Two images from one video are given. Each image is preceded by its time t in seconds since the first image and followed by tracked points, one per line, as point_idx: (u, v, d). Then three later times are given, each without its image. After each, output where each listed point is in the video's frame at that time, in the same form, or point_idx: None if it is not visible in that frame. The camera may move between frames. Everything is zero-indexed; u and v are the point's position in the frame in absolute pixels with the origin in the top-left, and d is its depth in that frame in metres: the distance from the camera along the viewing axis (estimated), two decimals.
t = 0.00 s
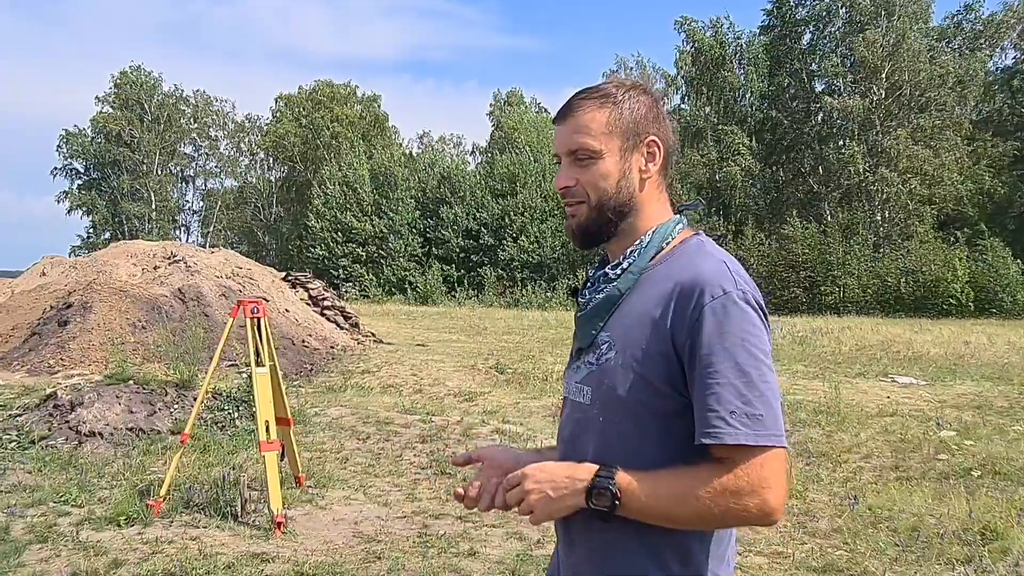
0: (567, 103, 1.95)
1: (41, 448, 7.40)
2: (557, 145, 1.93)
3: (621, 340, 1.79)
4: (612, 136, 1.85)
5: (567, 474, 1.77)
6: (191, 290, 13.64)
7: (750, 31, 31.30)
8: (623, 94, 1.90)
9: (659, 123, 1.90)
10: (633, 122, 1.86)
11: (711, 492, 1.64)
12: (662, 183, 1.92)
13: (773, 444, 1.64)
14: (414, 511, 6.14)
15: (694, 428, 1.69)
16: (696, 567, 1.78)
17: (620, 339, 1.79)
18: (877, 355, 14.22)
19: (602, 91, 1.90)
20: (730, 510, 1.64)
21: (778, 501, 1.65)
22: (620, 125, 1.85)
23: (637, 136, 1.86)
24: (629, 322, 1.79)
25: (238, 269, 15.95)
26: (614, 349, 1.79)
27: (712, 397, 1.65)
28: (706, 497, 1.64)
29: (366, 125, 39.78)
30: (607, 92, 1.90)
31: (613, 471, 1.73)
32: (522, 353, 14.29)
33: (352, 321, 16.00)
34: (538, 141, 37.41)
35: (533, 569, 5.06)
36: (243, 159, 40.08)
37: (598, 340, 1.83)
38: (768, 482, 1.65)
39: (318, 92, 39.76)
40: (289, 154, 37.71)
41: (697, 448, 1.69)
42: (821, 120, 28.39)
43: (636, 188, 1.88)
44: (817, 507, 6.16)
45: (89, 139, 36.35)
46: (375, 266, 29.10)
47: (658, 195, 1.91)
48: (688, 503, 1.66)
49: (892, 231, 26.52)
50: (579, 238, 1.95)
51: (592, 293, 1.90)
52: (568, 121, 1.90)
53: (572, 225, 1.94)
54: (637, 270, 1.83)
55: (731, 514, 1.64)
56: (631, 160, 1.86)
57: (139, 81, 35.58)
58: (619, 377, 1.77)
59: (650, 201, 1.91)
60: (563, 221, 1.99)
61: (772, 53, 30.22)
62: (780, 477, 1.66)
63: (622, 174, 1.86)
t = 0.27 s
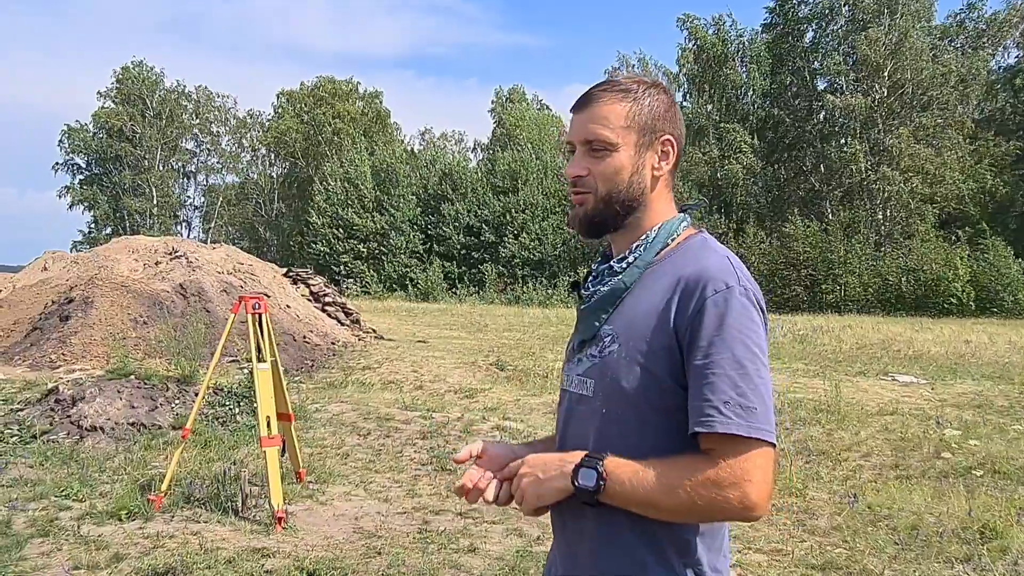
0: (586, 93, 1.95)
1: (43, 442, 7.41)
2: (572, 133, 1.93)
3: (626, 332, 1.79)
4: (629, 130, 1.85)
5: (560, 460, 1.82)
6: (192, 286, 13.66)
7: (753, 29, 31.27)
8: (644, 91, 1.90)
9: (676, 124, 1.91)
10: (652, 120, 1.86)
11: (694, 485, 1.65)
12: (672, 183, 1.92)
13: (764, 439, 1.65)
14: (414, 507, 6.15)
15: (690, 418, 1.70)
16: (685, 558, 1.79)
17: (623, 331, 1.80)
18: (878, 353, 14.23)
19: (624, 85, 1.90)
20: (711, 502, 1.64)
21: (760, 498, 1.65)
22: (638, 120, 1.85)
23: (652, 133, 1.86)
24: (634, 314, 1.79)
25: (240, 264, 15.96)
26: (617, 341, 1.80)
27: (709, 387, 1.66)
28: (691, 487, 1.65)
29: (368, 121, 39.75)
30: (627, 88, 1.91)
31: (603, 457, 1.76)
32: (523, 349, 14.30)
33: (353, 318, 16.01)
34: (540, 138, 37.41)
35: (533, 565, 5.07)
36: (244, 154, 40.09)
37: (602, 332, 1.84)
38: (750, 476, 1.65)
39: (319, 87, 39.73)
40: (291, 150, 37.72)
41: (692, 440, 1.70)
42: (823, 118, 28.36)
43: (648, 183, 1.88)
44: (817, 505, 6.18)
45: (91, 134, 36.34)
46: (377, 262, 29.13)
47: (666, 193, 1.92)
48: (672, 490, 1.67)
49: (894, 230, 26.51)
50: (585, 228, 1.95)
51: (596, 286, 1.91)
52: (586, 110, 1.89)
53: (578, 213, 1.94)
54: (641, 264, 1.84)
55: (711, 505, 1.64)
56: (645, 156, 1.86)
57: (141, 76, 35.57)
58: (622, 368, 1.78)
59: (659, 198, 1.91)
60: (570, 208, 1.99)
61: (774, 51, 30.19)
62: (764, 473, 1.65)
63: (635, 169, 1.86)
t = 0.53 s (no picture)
0: (596, 91, 1.94)
1: (47, 438, 7.44)
2: (580, 131, 1.93)
3: (632, 331, 1.80)
4: (636, 130, 1.85)
5: (568, 455, 1.79)
6: (196, 282, 13.69)
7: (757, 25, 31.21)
8: (651, 92, 1.90)
9: (683, 125, 1.91)
10: (658, 120, 1.87)
11: (711, 485, 1.65)
12: (678, 181, 1.92)
13: (774, 439, 1.66)
14: (417, 503, 6.17)
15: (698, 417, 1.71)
16: (691, 557, 1.80)
17: (628, 330, 1.80)
18: (881, 349, 14.23)
19: (634, 83, 1.90)
20: (727, 500, 1.65)
21: (773, 497, 1.66)
22: (646, 121, 1.86)
23: (658, 135, 1.86)
24: (639, 314, 1.80)
25: (243, 261, 15.98)
26: (624, 338, 1.80)
27: (718, 389, 1.66)
28: (705, 486, 1.65)
29: (371, 117, 39.74)
30: (637, 87, 1.90)
31: (616, 454, 1.74)
32: (526, 346, 14.31)
33: (355, 314, 16.03)
34: (543, 134, 37.37)
35: (537, 561, 5.09)
36: (248, 150, 40.10)
37: (608, 331, 1.84)
38: (767, 476, 1.66)
39: (322, 83, 39.67)
40: (294, 146, 37.69)
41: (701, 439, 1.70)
42: (827, 114, 28.30)
43: (653, 183, 1.88)
44: (820, 501, 6.18)
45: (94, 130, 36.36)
46: (379, 258, 29.16)
47: (672, 191, 1.91)
48: (688, 490, 1.66)
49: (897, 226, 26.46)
50: (589, 225, 1.96)
51: (601, 284, 1.91)
52: (593, 109, 1.90)
53: (585, 212, 1.94)
54: (647, 264, 1.84)
55: (727, 504, 1.65)
56: (652, 156, 1.86)
57: (144, 72, 35.57)
58: (629, 367, 1.79)
59: (665, 197, 1.91)
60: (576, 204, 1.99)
61: (778, 46, 30.12)
62: (777, 472, 1.67)
63: (641, 168, 1.86)
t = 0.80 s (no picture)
0: (598, 96, 1.95)
1: (53, 437, 7.47)
2: (583, 135, 1.94)
3: (635, 333, 1.81)
4: (640, 135, 1.86)
5: (576, 450, 1.75)
6: (201, 281, 13.72)
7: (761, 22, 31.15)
8: (653, 96, 1.90)
9: (685, 129, 1.91)
10: (661, 126, 1.87)
11: (722, 483, 1.65)
12: (681, 186, 1.93)
13: (779, 438, 1.66)
14: (422, 502, 6.19)
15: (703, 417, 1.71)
16: (694, 556, 1.80)
17: (632, 332, 1.81)
18: (886, 347, 14.21)
19: (636, 87, 1.90)
20: (737, 498, 1.64)
21: (780, 495, 1.66)
22: (647, 126, 1.86)
23: (662, 139, 1.87)
24: (642, 317, 1.81)
25: (248, 259, 16.01)
26: (627, 341, 1.81)
27: (722, 388, 1.67)
28: (716, 481, 1.65)
29: (375, 116, 39.75)
30: (639, 92, 1.91)
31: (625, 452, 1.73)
32: (531, 344, 14.32)
33: (360, 312, 16.05)
34: (547, 132, 37.35)
35: (541, 559, 5.10)
36: (252, 149, 40.14)
37: (611, 332, 1.85)
38: (775, 474, 1.66)
39: (326, 82, 39.30)
40: (297, 145, 37.70)
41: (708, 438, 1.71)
42: (832, 112, 28.23)
43: (657, 187, 1.89)
44: (824, 500, 6.18)
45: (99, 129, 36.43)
46: (384, 257, 29.19)
47: (675, 195, 1.93)
48: (696, 487, 1.66)
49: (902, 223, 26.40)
50: (594, 229, 1.97)
51: (604, 286, 1.93)
52: (596, 114, 1.90)
53: (590, 217, 1.95)
54: (650, 267, 1.85)
55: (738, 502, 1.64)
56: (655, 160, 1.87)
57: (148, 72, 35.61)
58: (633, 369, 1.79)
59: (667, 199, 1.92)
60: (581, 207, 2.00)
61: (782, 43, 30.06)
62: (785, 470, 1.68)
63: (645, 173, 1.87)
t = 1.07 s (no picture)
0: (585, 105, 1.95)
1: (56, 437, 7.48)
2: (577, 147, 1.94)
3: (638, 330, 1.81)
4: (636, 140, 1.86)
5: (554, 431, 1.70)
6: (203, 281, 13.73)
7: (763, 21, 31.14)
8: (639, 98, 1.91)
9: (672, 124, 1.93)
10: (654, 126, 1.88)
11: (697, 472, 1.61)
12: (678, 180, 1.94)
13: (767, 426, 1.64)
14: (424, 502, 6.19)
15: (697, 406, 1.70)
16: (694, 540, 1.80)
17: (634, 329, 1.82)
18: (888, 347, 14.21)
19: (622, 92, 1.90)
20: (715, 488, 1.61)
21: (759, 484, 1.63)
22: (641, 126, 1.87)
23: (656, 138, 1.88)
24: (644, 313, 1.81)
25: (250, 260, 16.03)
26: (630, 338, 1.81)
27: (717, 374, 1.66)
28: (691, 470, 1.62)
29: (376, 116, 39.77)
30: (626, 95, 1.91)
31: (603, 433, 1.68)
32: (533, 344, 14.32)
33: (362, 312, 16.07)
34: (549, 132, 37.35)
35: (544, 559, 5.10)
36: (254, 149, 40.17)
37: (614, 331, 1.86)
38: (754, 462, 1.63)
39: (328, 83, 39.59)
40: (299, 145, 37.68)
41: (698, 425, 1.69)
42: (834, 111, 28.19)
43: (658, 187, 1.90)
44: (827, 500, 6.18)
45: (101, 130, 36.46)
46: (386, 257, 29.21)
47: (674, 190, 1.94)
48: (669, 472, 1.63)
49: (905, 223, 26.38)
50: (602, 238, 1.97)
51: (607, 285, 1.92)
52: (588, 122, 1.90)
53: (597, 226, 1.95)
54: (651, 262, 1.86)
55: (716, 491, 1.61)
56: (652, 160, 1.88)
57: (151, 72, 35.62)
58: (636, 366, 1.80)
59: (668, 197, 1.93)
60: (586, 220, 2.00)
61: (785, 43, 30.04)
62: (766, 460, 1.64)
63: (645, 175, 1.88)
